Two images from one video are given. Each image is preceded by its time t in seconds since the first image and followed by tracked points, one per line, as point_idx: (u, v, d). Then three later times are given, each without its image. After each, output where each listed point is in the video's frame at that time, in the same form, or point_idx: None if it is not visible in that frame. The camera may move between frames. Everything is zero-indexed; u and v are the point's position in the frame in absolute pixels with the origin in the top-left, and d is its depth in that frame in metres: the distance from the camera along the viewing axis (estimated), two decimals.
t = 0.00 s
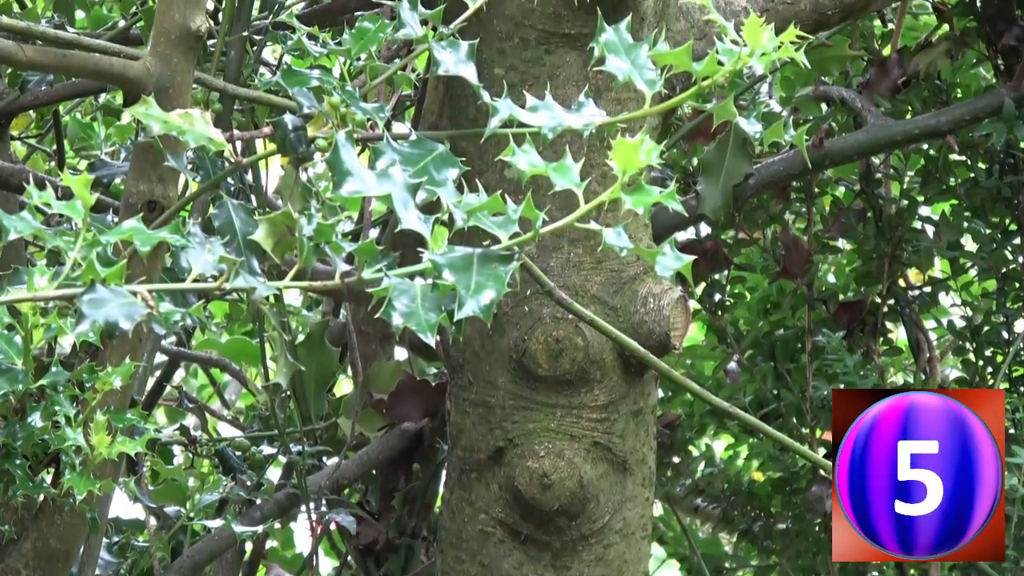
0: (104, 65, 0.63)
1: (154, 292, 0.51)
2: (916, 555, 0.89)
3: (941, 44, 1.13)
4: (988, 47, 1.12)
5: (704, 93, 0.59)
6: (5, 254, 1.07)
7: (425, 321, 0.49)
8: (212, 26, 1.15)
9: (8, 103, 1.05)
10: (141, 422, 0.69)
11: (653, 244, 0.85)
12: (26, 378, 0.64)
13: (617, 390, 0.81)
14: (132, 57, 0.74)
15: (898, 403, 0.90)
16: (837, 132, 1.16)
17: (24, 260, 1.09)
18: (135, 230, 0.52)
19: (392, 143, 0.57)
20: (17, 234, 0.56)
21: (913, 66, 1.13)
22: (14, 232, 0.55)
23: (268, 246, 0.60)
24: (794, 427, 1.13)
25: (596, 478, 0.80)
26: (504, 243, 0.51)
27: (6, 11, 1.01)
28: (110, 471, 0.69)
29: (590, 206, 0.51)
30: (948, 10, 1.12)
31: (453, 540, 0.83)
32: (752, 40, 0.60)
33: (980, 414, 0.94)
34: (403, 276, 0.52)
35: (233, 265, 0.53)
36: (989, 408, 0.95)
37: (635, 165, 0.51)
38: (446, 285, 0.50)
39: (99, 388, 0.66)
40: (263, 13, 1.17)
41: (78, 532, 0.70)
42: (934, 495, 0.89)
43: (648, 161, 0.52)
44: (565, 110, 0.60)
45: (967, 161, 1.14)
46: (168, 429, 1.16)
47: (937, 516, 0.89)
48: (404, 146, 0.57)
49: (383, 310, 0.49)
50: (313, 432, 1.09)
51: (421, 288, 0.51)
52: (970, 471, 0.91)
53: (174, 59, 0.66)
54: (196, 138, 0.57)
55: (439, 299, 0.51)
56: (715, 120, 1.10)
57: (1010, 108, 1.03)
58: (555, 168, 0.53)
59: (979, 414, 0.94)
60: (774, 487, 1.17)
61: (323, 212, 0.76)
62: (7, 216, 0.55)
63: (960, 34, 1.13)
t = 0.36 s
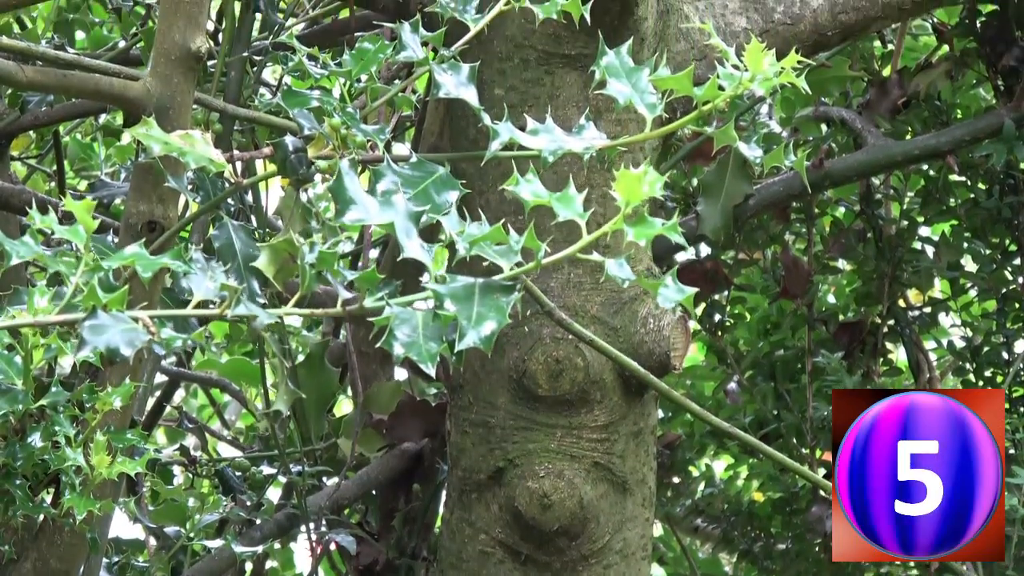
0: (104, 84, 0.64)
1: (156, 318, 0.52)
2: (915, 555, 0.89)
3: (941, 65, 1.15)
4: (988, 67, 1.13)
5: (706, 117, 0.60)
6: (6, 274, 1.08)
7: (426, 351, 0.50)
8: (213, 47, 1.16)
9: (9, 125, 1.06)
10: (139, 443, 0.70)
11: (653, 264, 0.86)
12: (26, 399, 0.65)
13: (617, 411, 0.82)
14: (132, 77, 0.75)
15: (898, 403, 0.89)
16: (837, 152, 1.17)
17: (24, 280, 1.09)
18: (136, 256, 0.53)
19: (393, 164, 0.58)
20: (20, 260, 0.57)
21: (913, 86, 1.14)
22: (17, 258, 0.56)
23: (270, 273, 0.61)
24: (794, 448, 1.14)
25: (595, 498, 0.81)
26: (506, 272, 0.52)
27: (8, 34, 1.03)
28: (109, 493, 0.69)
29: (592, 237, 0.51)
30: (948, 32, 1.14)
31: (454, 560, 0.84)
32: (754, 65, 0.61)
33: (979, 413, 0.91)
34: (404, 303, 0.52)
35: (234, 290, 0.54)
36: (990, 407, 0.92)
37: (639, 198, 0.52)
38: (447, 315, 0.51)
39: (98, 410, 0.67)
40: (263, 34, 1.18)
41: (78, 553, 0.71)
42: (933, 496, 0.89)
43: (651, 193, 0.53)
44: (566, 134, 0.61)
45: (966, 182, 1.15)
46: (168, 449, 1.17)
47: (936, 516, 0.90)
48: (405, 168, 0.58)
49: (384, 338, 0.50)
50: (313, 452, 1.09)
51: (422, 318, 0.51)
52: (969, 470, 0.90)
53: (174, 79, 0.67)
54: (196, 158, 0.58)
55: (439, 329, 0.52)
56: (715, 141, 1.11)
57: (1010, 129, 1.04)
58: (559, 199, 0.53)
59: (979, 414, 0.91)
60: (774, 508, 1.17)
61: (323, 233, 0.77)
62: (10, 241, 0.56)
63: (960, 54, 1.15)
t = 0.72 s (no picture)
0: (104, 98, 0.65)
1: (157, 336, 0.53)
2: (915, 555, 0.87)
3: (940, 80, 1.16)
4: (988, 81, 1.14)
5: (704, 126, 0.60)
6: (7, 288, 1.09)
7: (427, 372, 0.51)
8: (213, 61, 1.17)
9: (10, 139, 1.07)
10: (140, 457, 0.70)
11: (654, 279, 0.87)
12: (26, 413, 0.65)
13: (617, 425, 0.82)
14: (133, 92, 0.76)
15: (898, 403, 0.89)
16: (838, 166, 1.18)
17: (25, 294, 1.10)
18: (139, 275, 0.53)
19: (392, 177, 0.59)
20: (21, 279, 0.57)
21: (913, 100, 1.15)
22: (19, 276, 0.57)
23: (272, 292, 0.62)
24: (794, 462, 1.14)
25: (596, 513, 0.81)
26: (508, 296, 0.53)
27: (9, 48, 1.03)
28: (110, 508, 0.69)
29: (594, 262, 0.52)
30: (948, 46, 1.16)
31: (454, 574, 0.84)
32: (751, 72, 0.61)
33: (979, 413, 0.92)
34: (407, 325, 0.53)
35: (236, 308, 0.54)
36: (990, 406, 0.92)
37: (641, 223, 0.53)
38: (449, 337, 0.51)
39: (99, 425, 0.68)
40: (263, 48, 1.19)
41: (78, 566, 0.72)
42: (934, 494, 0.88)
43: (654, 219, 0.53)
44: (565, 145, 0.62)
45: (966, 197, 1.16)
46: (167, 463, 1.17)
47: (936, 516, 0.87)
48: (405, 180, 0.59)
49: (386, 360, 0.51)
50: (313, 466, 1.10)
51: (423, 340, 0.52)
52: (970, 469, 0.90)
53: (174, 94, 0.68)
54: (196, 172, 0.59)
55: (442, 351, 0.52)
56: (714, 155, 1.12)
57: (1010, 144, 1.04)
58: (561, 223, 0.54)
59: (979, 414, 0.91)
60: (774, 522, 1.17)
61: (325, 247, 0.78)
62: (12, 258, 0.57)
63: (960, 69, 1.16)
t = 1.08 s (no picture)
0: (105, 120, 0.66)
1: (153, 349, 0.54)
2: (915, 555, 0.88)
3: (940, 102, 1.17)
4: (988, 104, 1.16)
5: (705, 151, 0.62)
6: (7, 309, 1.10)
7: (426, 381, 0.52)
8: (213, 84, 1.18)
9: (10, 161, 1.09)
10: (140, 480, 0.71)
11: (654, 301, 0.88)
12: (25, 435, 0.66)
13: (617, 448, 0.83)
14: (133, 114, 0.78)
15: (899, 403, 0.90)
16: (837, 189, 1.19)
17: (25, 316, 1.11)
18: (135, 289, 0.54)
19: (394, 200, 0.60)
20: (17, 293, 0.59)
21: (913, 123, 1.16)
22: (15, 291, 0.58)
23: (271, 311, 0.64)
24: (794, 485, 1.15)
25: (596, 536, 0.82)
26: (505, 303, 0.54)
27: (8, 70, 1.05)
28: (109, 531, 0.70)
29: (591, 267, 0.53)
30: (948, 68, 1.17)
31: None
32: (754, 100, 0.62)
33: (977, 413, 0.93)
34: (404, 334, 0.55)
35: (233, 323, 0.56)
36: (988, 407, 0.94)
37: (635, 228, 0.54)
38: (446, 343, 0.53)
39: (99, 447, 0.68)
40: (263, 72, 1.21)
41: None
42: (934, 494, 0.88)
43: (648, 223, 0.55)
44: (566, 168, 0.63)
45: (966, 220, 1.17)
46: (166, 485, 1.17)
47: (936, 515, 0.88)
48: (405, 204, 0.60)
49: (384, 368, 0.52)
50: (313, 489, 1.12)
51: (421, 347, 0.54)
52: (970, 470, 0.90)
53: (174, 115, 0.71)
54: (196, 194, 0.60)
55: (440, 358, 0.54)
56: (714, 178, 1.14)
57: (1009, 166, 1.06)
58: (556, 231, 0.55)
59: (978, 414, 0.93)
60: (774, 545, 1.17)
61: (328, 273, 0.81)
62: (8, 275, 0.58)
63: (960, 91, 1.17)
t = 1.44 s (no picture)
0: (104, 146, 0.68)
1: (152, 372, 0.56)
2: (915, 554, 0.94)
3: (941, 127, 1.18)
4: (988, 129, 1.17)
5: (703, 171, 0.64)
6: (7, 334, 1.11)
7: (425, 404, 0.54)
8: (213, 110, 1.20)
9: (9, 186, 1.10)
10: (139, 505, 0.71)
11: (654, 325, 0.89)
12: (25, 460, 0.67)
13: (617, 473, 0.84)
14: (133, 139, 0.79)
15: (898, 403, 0.96)
16: (837, 214, 1.20)
17: (25, 341, 1.12)
18: (135, 312, 0.56)
19: (393, 224, 0.61)
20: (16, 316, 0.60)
21: (913, 147, 1.18)
22: (13, 313, 0.59)
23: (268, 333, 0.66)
24: (794, 511, 1.15)
25: (595, 560, 0.83)
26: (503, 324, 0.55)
27: (7, 95, 1.06)
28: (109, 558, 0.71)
29: (590, 288, 0.55)
30: (948, 93, 1.19)
31: None
32: (750, 118, 0.64)
33: (978, 413, 0.96)
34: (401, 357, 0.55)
35: (232, 346, 0.57)
36: (989, 407, 0.97)
37: (634, 250, 0.55)
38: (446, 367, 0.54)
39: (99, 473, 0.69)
40: (264, 97, 1.22)
41: None
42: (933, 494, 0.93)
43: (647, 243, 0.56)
44: (564, 192, 0.65)
45: (966, 244, 1.19)
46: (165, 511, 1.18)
47: (935, 515, 0.93)
48: (405, 228, 0.62)
49: (384, 391, 0.54)
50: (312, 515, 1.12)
51: (420, 371, 0.55)
52: (971, 470, 0.94)
53: (174, 140, 0.72)
54: (195, 219, 0.62)
55: (439, 381, 0.55)
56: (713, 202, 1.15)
57: (1009, 191, 1.07)
58: (555, 252, 0.57)
59: (979, 414, 0.96)
60: (774, 570, 1.18)
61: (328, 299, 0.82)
62: (8, 298, 0.60)
63: (960, 117, 1.18)
